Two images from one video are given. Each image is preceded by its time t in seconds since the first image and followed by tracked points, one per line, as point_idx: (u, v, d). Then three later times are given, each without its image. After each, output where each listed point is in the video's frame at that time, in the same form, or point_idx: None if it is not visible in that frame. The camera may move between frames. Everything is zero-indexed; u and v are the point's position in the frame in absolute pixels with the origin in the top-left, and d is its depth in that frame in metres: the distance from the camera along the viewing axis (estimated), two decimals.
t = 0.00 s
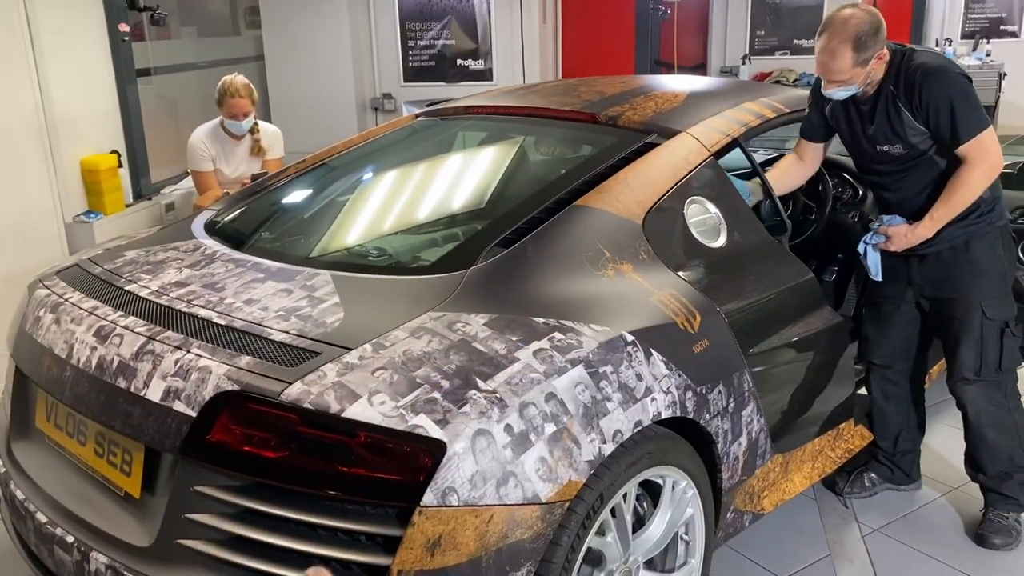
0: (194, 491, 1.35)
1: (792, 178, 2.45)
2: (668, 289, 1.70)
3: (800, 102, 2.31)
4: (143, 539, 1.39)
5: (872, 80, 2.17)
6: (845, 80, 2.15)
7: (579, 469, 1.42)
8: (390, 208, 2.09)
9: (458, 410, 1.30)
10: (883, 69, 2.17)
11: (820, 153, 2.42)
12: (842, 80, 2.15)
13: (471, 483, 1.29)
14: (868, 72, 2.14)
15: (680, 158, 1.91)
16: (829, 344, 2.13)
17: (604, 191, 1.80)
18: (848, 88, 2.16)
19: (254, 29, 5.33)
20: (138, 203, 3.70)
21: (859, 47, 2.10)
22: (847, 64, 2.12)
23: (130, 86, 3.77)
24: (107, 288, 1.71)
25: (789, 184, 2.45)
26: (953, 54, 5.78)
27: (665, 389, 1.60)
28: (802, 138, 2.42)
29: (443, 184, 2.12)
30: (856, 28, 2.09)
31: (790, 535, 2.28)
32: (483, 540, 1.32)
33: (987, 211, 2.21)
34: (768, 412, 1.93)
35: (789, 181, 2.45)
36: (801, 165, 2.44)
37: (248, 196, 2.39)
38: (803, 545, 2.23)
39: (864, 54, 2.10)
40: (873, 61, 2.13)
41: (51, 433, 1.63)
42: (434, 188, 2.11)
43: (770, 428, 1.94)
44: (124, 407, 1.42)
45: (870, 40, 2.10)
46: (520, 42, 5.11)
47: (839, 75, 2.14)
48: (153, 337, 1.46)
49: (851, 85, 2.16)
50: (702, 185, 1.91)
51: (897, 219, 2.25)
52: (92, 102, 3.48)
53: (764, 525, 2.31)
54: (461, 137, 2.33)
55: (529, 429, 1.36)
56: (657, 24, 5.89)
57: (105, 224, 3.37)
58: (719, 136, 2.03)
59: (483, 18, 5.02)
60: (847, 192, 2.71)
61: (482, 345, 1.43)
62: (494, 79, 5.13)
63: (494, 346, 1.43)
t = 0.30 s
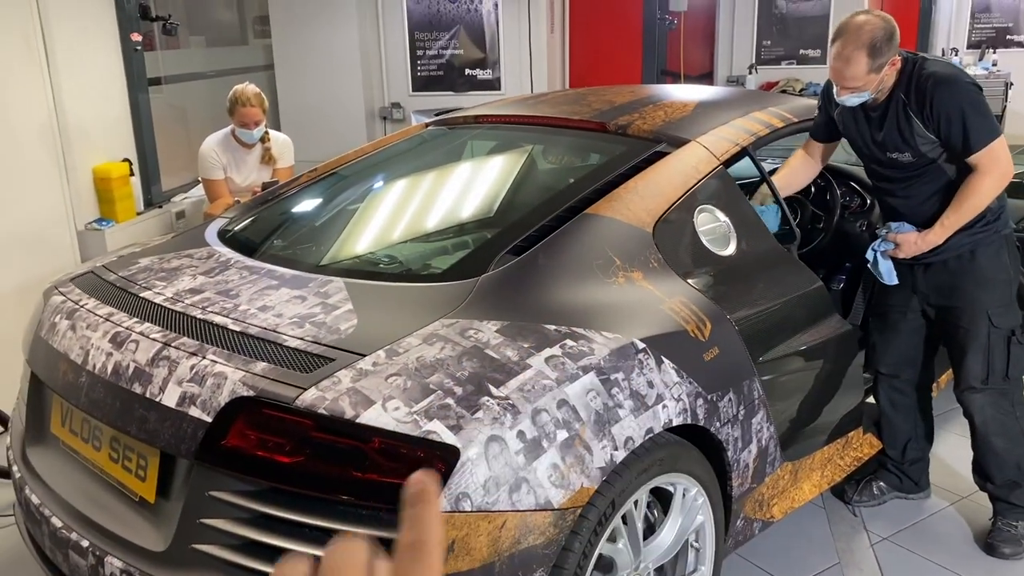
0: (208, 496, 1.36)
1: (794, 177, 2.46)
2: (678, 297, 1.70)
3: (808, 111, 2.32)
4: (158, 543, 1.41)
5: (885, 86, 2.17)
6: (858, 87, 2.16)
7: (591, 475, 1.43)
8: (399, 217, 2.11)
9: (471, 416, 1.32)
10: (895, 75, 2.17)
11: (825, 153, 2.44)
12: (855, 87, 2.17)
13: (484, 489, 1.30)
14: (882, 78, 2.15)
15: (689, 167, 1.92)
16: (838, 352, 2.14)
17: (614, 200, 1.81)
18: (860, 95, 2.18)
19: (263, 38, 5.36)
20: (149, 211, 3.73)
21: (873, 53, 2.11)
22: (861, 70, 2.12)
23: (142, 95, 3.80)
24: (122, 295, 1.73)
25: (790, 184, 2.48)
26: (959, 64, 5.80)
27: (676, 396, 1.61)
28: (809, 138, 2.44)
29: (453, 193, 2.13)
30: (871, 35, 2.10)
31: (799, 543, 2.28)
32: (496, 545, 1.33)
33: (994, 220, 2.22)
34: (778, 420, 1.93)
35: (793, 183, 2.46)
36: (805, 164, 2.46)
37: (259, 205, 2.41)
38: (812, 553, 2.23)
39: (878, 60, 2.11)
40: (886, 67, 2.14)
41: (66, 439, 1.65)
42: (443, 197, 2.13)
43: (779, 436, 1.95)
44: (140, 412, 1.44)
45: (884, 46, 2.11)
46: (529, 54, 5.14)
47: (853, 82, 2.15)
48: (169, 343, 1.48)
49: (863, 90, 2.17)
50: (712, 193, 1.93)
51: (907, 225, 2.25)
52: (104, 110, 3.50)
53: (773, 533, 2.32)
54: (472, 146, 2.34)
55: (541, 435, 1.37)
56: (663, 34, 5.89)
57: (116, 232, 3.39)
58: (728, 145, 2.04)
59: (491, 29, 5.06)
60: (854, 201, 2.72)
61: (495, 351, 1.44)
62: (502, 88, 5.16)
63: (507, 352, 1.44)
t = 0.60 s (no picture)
0: (217, 503, 1.36)
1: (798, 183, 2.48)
2: (685, 305, 1.71)
3: (813, 118, 2.33)
4: (166, 550, 1.41)
5: (889, 93, 2.19)
6: (861, 92, 2.16)
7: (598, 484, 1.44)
8: (406, 225, 2.11)
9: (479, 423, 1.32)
10: (899, 83, 2.18)
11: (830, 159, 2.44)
12: (858, 92, 2.17)
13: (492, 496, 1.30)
14: (884, 85, 2.15)
15: (697, 175, 1.93)
16: (845, 361, 2.13)
17: (620, 208, 1.81)
18: (863, 101, 2.18)
19: (271, 47, 5.40)
20: (158, 219, 3.75)
21: (875, 60, 2.11)
22: (863, 76, 2.13)
23: (151, 103, 3.82)
24: (131, 302, 1.74)
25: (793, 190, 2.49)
26: (967, 72, 5.81)
27: (683, 405, 1.61)
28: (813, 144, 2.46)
29: (460, 202, 2.14)
30: (874, 42, 2.11)
31: (806, 552, 2.27)
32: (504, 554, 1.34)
33: (1000, 228, 2.22)
34: (785, 429, 1.93)
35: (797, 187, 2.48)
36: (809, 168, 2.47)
37: (267, 213, 2.42)
38: (820, 563, 2.22)
39: (881, 68, 2.12)
40: (889, 75, 2.14)
41: (75, 446, 1.65)
42: (450, 206, 2.14)
43: (786, 444, 1.95)
44: (148, 420, 1.44)
45: (886, 54, 2.11)
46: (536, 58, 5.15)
47: (855, 87, 2.16)
48: (177, 350, 1.49)
49: (865, 96, 2.17)
50: (719, 202, 1.93)
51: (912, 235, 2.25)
52: (113, 119, 3.52)
53: (780, 543, 2.31)
54: (479, 154, 2.35)
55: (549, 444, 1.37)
56: (669, 43, 5.92)
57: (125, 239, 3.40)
58: (735, 154, 2.04)
59: (499, 37, 5.08)
60: (862, 210, 2.76)
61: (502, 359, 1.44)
62: (509, 97, 5.18)
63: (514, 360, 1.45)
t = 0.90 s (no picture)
0: (224, 507, 1.37)
1: (813, 200, 2.46)
2: (690, 312, 1.71)
3: (817, 127, 2.34)
4: (174, 554, 1.42)
5: (889, 102, 2.19)
6: (860, 101, 2.18)
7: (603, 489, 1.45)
8: (413, 233, 2.13)
9: (484, 429, 1.33)
10: (900, 92, 2.19)
11: (843, 175, 2.47)
12: (857, 101, 2.18)
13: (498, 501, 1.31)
14: (884, 95, 2.16)
15: (702, 183, 1.93)
16: (850, 369, 2.14)
17: (625, 216, 1.82)
18: (861, 109, 2.19)
19: (280, 56, 5.44)
20: (166, 227, 3.78)
21: (874, 69, 2.12)
22: (861, 85, 2.15)
23: (161, 112, 3.85)
24: (140, 309, 1.76)
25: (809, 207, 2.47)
26: (974, 81, 5.82)
27: (687, 411, 1.62)
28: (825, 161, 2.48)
29: (466, 210, 2.15)
30: (873, 51, 2.12)
31: (811, 559, 2.27)
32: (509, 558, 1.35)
33: (1005, 235, 2.22)
34: (790, 437, 1.93)
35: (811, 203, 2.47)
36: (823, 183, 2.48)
37: (275, 221, 2.43)
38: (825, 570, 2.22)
39: (880, 77, 2.13)
40: (888, 84, 2.15)
41: (84, 451, 1.67)
42: (457, 213, 2.15)
43: (792, 451, 1.95)
44: (157, 425, 1.46)
45: (885, 63, 2.12)
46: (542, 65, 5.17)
47: (854, 96, 2.17)
48: (186, 356, 1.50)
49: (865, 105, 2.19)
50: (723, 209, 1.94)
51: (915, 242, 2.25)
52: (123, 128, 3.56)
53: (785, 551, 2.31)
54: (486, 163, 2.36)
55: (554, 449, 1.37)
56: (675, 51, 5.94)
57: (134, 247, 3.43)
58: (740, 161, 2.05)
59: (506, 47, 5.11)
60: (867, 217, 2.76)
61: (507, 366, 1.45)
62: (516, 106, 5.20)
63: (519, 366, 1.46)
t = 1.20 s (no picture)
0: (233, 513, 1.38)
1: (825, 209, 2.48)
2: (695, 318, 1.72)
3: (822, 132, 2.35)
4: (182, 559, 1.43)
5: (894, 106, 2.20)
6: (863, 105, 2.19)
7: (608, 495, 1.45)
8: (420, 239, 2.14)
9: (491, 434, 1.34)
10: (904, 95, 2.19)
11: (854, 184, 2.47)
12: (861, 105, 2.20)
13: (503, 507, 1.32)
14: (886, 97, 2.17)
15: (707, 189, 1.94)
16: (856, 375, 2.14)
17: (630, 222, 1.83)
18: (866, 113, 2.20)
19: (287, 63, 5.46)
20: (174, 233, 3.80)
21: (872, 73, 2.14)
22: (861, 89, 2.17)
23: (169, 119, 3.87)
24: (149, 314, 1.77)
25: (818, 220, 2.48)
26: (980, 86, 5.80)
27: (693, 417, 1.62)
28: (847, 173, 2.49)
29: (472, 216, 2.16)
30: (870, 54, 2.14)
31: (817, 565, 2.27)
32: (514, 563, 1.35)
33: (1008, 244, 2.21)
34: (796, 443, 1.93)
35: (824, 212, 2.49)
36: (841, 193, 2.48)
37: (283, 227, 2.45)
38: None
39: (878, 80, 2.14)
40: (890, 87, 2.16)
41: (93, 456, 1.68)
42: (463, 220, 2.16)
43: (798, 457, 1.95)
44: (166, 431, 1.47)
45: (882, 66, 2.13)
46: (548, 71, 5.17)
47: (856, 99, 2.19)
48: (195, 362, 1.51)
49: (870, 108, 2.20)
50: (729, 216, 1.94)
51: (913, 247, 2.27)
52: (131, 135, 3.58)
53: (792, 556, 2.31)
54: (492, 169, 2.37)
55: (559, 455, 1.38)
56: (682, 57, 6.00)
57: (142, 253, 3.45)
58: (745, 168, 2.06)
59: (512, 53, 5.12)
60: (873, 223, 2.79)
61: (513, 371, 1.46)
62: (522, 112, 5.21)
63: (526, 372, 1.46)
